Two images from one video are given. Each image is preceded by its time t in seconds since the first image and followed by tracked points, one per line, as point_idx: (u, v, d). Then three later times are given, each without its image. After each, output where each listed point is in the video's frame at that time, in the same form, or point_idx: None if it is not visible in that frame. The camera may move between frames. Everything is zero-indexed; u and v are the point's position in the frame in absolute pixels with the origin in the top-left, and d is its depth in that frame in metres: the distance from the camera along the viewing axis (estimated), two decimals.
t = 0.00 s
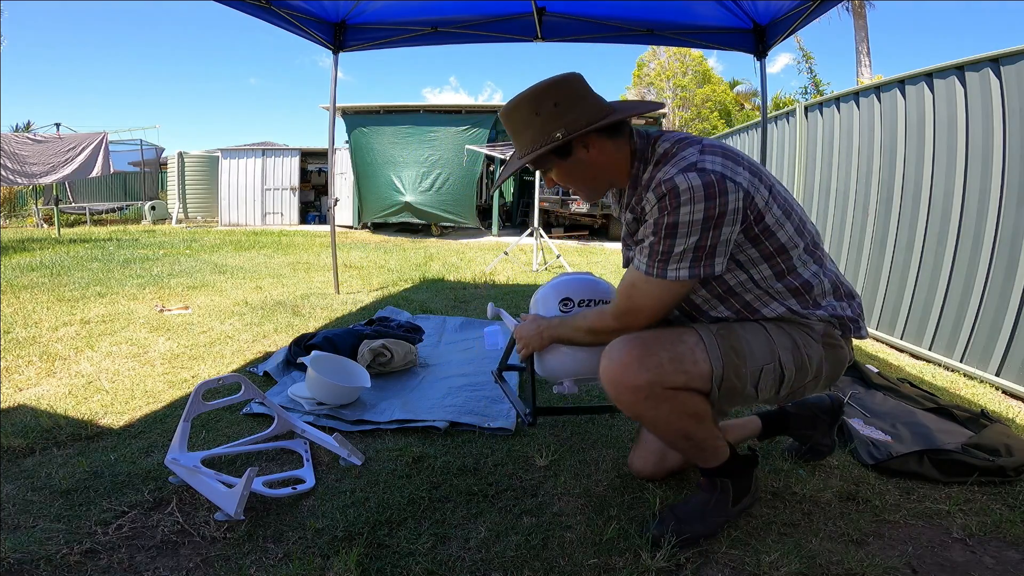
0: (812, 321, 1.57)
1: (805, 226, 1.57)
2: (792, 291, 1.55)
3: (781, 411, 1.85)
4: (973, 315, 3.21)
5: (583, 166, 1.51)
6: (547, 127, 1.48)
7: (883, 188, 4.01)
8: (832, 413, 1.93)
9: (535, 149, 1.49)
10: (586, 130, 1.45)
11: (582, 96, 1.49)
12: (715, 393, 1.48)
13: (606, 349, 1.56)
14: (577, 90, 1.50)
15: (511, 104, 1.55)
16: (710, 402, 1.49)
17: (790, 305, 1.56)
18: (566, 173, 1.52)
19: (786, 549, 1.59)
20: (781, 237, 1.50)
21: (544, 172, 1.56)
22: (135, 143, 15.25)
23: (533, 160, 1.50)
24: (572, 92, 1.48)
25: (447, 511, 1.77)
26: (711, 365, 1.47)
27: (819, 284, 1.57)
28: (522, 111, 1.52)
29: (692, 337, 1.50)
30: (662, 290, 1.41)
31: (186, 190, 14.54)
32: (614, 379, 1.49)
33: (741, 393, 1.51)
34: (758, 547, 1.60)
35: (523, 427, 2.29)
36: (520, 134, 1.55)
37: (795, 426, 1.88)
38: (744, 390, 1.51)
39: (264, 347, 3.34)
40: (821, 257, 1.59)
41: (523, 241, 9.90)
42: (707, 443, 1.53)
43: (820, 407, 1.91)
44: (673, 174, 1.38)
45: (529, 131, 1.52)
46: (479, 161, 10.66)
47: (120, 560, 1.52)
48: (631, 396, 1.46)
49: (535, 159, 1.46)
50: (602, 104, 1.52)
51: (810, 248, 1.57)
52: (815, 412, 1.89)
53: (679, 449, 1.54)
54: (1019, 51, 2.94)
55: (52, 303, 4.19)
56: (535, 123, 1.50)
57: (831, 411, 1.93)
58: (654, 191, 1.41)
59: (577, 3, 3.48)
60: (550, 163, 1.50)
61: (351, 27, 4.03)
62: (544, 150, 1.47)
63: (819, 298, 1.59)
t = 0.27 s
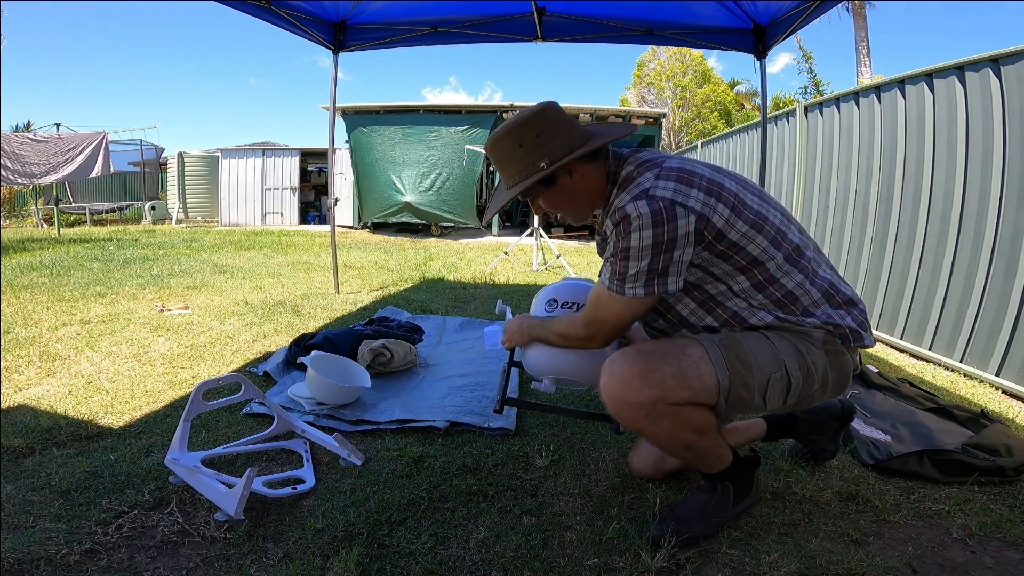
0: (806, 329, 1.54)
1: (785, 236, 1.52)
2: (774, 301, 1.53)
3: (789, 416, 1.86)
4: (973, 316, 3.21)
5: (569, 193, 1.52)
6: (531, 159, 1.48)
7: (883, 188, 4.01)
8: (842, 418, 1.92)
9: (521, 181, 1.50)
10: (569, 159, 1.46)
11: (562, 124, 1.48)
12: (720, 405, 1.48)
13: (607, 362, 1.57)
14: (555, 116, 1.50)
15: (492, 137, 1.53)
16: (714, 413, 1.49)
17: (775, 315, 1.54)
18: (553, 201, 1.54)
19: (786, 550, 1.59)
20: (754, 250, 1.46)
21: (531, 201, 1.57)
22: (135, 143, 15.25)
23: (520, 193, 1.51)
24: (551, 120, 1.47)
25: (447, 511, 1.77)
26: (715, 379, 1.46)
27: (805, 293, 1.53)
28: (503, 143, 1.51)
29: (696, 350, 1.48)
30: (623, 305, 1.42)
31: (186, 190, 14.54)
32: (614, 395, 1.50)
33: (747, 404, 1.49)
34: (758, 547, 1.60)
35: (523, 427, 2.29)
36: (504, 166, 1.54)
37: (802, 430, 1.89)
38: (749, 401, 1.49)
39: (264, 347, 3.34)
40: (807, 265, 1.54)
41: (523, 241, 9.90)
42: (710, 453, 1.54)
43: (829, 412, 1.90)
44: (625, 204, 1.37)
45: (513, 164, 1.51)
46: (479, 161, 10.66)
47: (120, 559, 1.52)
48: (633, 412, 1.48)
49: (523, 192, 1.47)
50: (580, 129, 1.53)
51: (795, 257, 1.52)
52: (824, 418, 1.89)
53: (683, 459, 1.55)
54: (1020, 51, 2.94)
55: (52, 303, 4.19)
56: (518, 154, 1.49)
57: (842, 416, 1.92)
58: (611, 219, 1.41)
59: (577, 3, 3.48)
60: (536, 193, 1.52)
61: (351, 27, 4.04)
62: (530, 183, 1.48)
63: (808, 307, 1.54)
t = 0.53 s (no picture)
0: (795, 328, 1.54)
1: (767, 241, 1.51)
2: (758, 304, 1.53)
3: (791, 417, 1.87)
4: (973, 316, 3.21)
5: (562, 207, 1.52)
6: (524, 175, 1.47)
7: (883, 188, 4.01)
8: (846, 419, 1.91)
9: (514, 197, 1.49)
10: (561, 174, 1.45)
11: (552, 139, 1.48)
12: (724, 408, 1.48)
13: (609, 368, 1.57)
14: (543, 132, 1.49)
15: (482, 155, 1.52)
16: (717, 416, 1.49)
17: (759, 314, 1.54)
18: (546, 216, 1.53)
19: (786, 549, 1.59)
20: (732, 259, 1.47)
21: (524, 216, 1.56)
22: (135, 143, 15.25)
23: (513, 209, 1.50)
24: (541, 135, 1.47)
25: (447, 511, 1.77)
26: (718, 382, 1.45)
27: (789, 295, 1.52)
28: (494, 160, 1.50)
29: (697, 353, 1.48)
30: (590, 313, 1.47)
31: (186, 190, 14.54)
32: (616, 402, 1.51)
33: (751, 406, 1.49)
34: (758, 547, 1.60)
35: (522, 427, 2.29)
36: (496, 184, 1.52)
37: (803, 430, 1.89)
38: (753, 403, 1.49)
39: (264, 347, 3.34)
40: (792, 268, 1.53)
41: (523, 241, 9.90)
42: (713, 455, 1.55)
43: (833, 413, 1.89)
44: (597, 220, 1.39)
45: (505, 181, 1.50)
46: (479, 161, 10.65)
47: (120, 559, 1.52)
48: (635, 418, 1.49)
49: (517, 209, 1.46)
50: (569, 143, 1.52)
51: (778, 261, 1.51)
52: (827, 418, 1.89)
53: (686, 462, 1.56)
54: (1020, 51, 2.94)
55: (51, 303, 4.19)
56: (510, 171, 1.48)
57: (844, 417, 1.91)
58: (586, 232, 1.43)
59: (577, 4, 3.48)
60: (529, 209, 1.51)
61: (351, 27, 4.04)
62: (523, 199, 1.47)
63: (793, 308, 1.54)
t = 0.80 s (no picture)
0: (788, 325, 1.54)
1: (766, 232, 1.51)
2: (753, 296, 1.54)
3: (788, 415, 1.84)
4: (973, 316, 3.21)
5: (567, 185, 1.51)
6: (528, 152, 1.47)
7: (883, 188, 4.01)
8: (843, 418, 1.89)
9: (519, 174, 1.49)
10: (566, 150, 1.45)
11: (557, 117, 1.48)
12: (721, 405, 1.48)
13: (606, 366, 1.57)
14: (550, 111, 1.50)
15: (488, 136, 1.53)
16: (714, 414, 1.49)
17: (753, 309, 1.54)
18: (551, 193, 1.52)
19: (786, 550, 1.59)
20: (731, 245, 1.48)
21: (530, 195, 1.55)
22: (135, 143, 15.26)
23: (518, 186, 1.49)
24: (546, 113, 1.47)
25: (447, 511, 1.77)
26: (715, 380, 1.45)
27: (783, 289, 1.53)
28: (500, 139, 1.51)
29: (694, 351, 1.48)
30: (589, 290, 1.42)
31: (186, 190, 14.54)
32: (614, 399, 1.50)
33: (747, 403, 1.50)
34: (758, 547, 1.60)
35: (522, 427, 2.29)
36: (501, 163, 1.52)
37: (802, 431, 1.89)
38: (749, 399, 1.49)
39: (264, 347, 3.34)
40: (788, 263, 1.53)
41: (523, 241, 9.90)
42: (712, 452, 1.55)
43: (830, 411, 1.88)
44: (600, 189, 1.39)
45: (510, 159, 1.50)
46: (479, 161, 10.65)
47: (120, 559, 1.52)
48: (634, 415, 1.48)
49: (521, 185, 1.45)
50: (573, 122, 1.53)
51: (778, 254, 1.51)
52: (827, 419, 1.89)
53: (686, 460, 1.55)
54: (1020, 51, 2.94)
55: (52, 303, 4.19)
56: (515, 149, 1.48)
57: (841, 416, 1.89)
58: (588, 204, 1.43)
59: (577, 3, 3.48)
60: (535, 186, 1.51)
61: (351, 27, 4.04)
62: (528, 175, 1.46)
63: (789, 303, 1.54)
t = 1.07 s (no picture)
0: (793, 314, 1.54)
1: (779, 209, 1.54)
2: (762, 276, 1.54)
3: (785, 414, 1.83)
4: (973, 316, 3.21)
5: (573, 163, 1.48)
6: (531, 130, 1.45)
7: (883, 188, 4.01)
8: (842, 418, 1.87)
9: (524, 152, 1.47)
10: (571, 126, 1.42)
11: (563, 95, 1.47)
12: (713, 401, 1.47)
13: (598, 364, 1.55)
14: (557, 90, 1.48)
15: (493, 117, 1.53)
16: (707, 411, 1.49)
17: (762, 295, 1.53)
18: (557, 172, 1.50)
19: (786, 550, 1.59)
20: (752, 211, 1.48)
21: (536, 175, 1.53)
22: (135, 143, 15.26)
23: (522, 165, 1.47)
24: (553, 91, 1.46)
25: (447, 511, 1.77)
26: (706, 376, 1.45)
27: (792, 267, 1.55)
28: (506, 118, 1.50)
29: (685, 347, 1.48)
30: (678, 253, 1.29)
31: (186, 190, 14.54)
32: (608, 397, 1.49)
33: (739, 399, 1.50)
34: (758, 547, 1.60)
35: (522, 426, 2.29)
36: (507, 143, 1.51)
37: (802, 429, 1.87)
38: (741, 396, 1.50)
39: (264, 347, 3.34)
40: (796, 245, 1.56)
41: (523, 241, 9.90)
42: (706, 450, 1.53)
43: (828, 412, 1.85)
44: (642, 131, 1.38)
45: (515, 138, 1.48)
46: (479, 161, 10.65)
47: (120, 560, 1.52)
48: (627, 413, 1.46)
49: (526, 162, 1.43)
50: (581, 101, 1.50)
51: (782, 241, 1.54)
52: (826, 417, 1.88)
53: (680, 458, 1.54)
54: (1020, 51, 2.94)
55: (52, 303, 4.19)
56: (519, 127, 1.47)
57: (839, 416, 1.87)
58: (628, 151, 1.39)
59: (576, 3, 3.48)
60: (540, 164, 1.48)
61: (351, 27, 4.04)
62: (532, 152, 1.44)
63: (794, 290, 1.56)
